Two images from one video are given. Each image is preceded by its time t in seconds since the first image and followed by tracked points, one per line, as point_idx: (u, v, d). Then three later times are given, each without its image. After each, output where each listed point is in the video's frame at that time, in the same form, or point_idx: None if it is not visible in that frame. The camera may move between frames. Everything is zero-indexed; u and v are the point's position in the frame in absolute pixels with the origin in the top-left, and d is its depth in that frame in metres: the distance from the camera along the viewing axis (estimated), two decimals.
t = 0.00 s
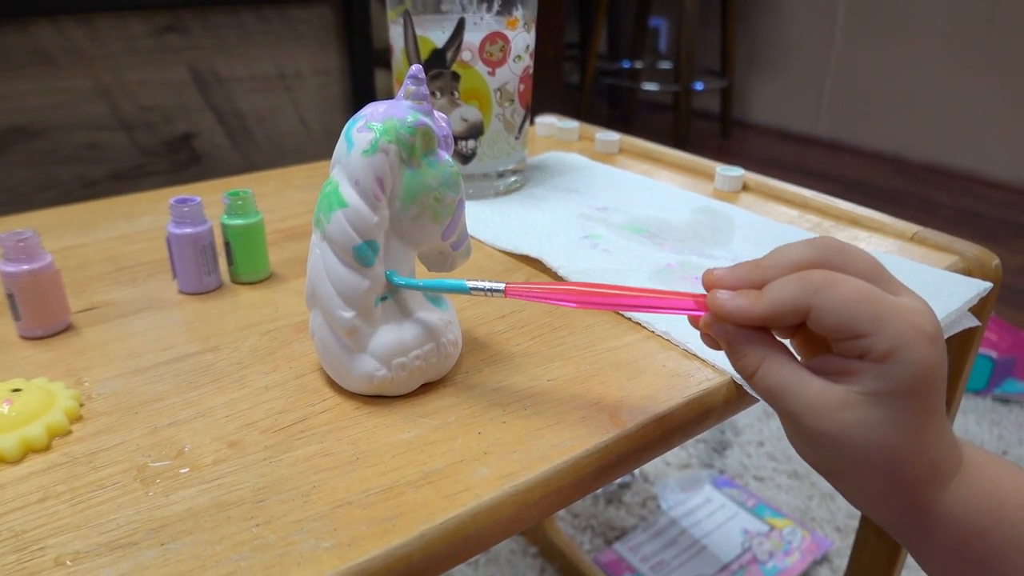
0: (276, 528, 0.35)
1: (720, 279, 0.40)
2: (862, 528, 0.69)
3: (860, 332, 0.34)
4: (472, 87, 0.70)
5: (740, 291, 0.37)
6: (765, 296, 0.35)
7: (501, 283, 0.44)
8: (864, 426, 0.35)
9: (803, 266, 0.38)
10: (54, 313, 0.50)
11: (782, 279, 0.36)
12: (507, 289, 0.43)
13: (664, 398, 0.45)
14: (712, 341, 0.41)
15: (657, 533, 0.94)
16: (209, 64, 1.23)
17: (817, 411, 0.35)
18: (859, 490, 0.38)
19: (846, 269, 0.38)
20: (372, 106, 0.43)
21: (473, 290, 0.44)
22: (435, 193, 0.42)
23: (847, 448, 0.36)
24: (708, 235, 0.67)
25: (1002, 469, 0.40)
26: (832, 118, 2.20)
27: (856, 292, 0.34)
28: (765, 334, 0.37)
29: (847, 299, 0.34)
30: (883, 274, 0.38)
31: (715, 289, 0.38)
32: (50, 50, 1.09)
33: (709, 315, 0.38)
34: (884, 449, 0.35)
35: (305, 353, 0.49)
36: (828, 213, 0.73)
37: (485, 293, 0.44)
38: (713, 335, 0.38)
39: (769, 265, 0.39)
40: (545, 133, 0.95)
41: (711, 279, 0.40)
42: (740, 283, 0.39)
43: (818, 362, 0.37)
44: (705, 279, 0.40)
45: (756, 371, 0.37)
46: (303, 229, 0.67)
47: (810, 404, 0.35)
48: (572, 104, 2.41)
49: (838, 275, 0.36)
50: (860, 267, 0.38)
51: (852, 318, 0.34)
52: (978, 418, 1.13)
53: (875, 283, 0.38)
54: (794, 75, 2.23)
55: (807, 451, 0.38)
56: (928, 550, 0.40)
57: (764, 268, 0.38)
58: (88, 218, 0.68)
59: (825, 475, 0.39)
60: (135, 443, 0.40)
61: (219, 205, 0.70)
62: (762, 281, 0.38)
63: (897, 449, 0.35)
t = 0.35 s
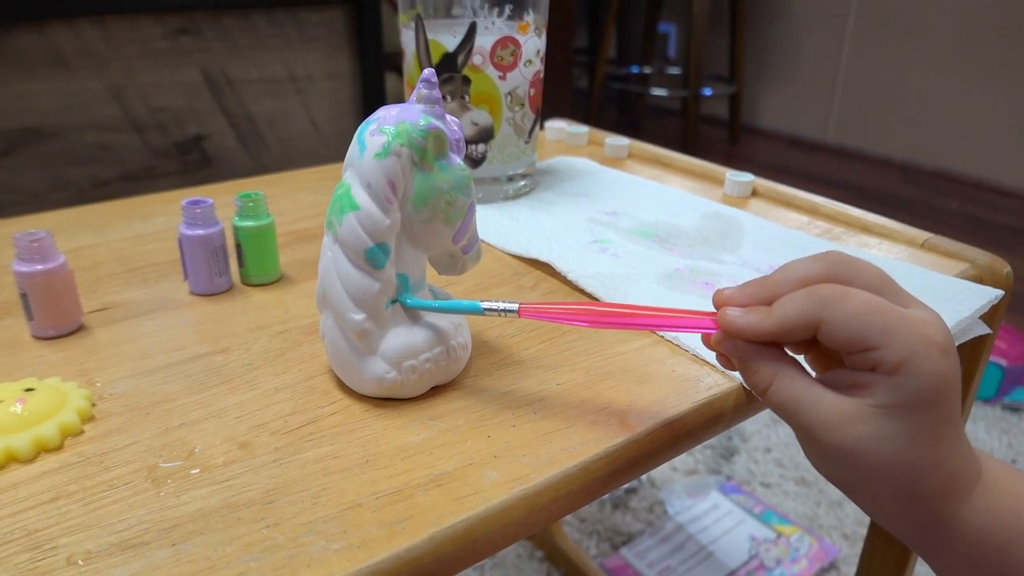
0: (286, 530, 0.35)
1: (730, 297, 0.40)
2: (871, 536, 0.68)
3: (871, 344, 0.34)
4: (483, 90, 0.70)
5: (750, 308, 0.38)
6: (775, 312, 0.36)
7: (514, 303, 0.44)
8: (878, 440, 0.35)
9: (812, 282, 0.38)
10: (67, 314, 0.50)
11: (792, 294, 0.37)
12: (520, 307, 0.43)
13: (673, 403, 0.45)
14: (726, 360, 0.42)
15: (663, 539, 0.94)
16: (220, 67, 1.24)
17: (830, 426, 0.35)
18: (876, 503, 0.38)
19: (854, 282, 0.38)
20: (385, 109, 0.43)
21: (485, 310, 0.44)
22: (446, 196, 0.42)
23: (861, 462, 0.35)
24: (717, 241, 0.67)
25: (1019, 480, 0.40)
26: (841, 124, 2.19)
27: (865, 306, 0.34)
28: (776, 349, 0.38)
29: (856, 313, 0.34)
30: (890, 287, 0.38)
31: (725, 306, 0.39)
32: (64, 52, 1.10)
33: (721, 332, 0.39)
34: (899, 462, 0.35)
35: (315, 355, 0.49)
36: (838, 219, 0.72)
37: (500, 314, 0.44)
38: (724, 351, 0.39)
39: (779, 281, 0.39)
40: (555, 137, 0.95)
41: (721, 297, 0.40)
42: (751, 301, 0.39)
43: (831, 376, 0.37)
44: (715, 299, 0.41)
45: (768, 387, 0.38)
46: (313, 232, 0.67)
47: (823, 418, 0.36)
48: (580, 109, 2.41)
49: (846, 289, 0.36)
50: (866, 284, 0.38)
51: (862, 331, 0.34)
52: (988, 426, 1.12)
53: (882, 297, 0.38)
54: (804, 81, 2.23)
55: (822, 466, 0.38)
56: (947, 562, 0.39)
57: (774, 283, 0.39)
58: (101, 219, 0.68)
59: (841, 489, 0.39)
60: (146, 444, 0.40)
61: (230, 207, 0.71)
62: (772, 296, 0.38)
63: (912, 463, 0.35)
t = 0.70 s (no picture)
0: (289, 534, 0.35)
1: (745, 291, 0.40)
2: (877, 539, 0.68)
3: (886, 342, 0.34)
4: (487, 93, 0.70)
5: (764, 303, 0.37)
6: (790, 307, 0.36)
7: (527, 299, 0.44)
8: (890, 438, 0.35)
9: (826, 278, 0.38)
10: (72, 317, 0.50)
11: (806, 289, 0.36)
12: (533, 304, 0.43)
13: (677, 406, 0.45)
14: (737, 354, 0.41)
15: (668, 541, 0.94)
16: (227, 70, 1.24)
17: (843, 423, 0.35)
18: (886, 501, 0.38)
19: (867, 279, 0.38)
20: (389, 114, 0.43)
21: (499, 306, 0.44)
22: (450, 201, 0.42)
23: (873, 459, 0.35)
24: (722, 244, 0.67)
25: None
26: (848, 126, 2.18)
27: (881, 303, 0.34)
28: (790, 345, 0.37)
29: (872, 310, 0.34)
30: (907, 284, 0.38)
31: (739, 300, 0.39)
32: (72, 56, 1.11)
33: (734, 327, 0.38)
34: (910, 461, 0.35)
35: (319, 358, 0.49)
36: (845, 222, 0.72)
37: (512, 310, 0.44)
38: (737, 346, 0.39)
39: (793, 277, 0.39)
40: (560, 140, 0.95)
41: (736, 291, 0.40)
42: (765, 296, 0.39)
43: (843, 373, 0.37)
44: (728, 293, 0.41)
45: (779, 382, 0.37)
46: (318, 235, 0.67)
47: (835, 415, 0.35)
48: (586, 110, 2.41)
49: (861, 286, 0.35)
50: (881, 279, 0.38)
51: (877, 328, 0.34)
52: (996, 429, 1.12)
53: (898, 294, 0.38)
54: (810, 82, 2.22)
55: (832, 462, 0.38)
56: (956, 562, 0.39)
57: (788, 279, 0.39)
58: (106, 222, 0.68)
59: (851, 486, 0.38)
60: (150, 447, 0.40)
61: (236, 210, 0.71)
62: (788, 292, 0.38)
63: (923, 461, 0.35)
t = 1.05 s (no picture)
0: (293, 537, 0.35)
1: (759, 277, 0.40)
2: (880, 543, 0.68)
3: (900, 333, 0.34)
4: (491, 95, 0.70)
5: (778, 290, 0.38)
6: (804, 295, 0.36)
7: (539, 279, 0.44)
8: (899, 429, 0.35)
9: (843, 267, 0.38)
10: (77, 319, 0.51)
11: (820, 279, 0.37)
12: (547, 283, 0.44)
13: (681, 409, 0.45)
14: (748, 341, 0.42)
15: (671, 543, 0.94)
16: (231, 71, 1.25)
17: (853, 412, 0.35)
18: (892, 494, 0.38)
19: (884, 270, 0.38)
20: (392, 118, 0.43)
21: (513, 285, 0.44)
22: (453, 204, 0.43)
23: (882, 450, 0.35)
24: (726, 246, 0.67)
25: None
26: (852, 127, 2.18)
27: (896, 294, 0.34)
28: (802, 333, 0.37)
29: (887, 300, 0.34)
30: (923, 277, 0.38)
31: (753, 287, 0.39)
32: (77, 57, 1.11)
33: (747, 313, 0.38)
34: (919, 453, 0.35)
35: (323, 361, 0.49)
36: (848, 224, 0.72)
37: (526, 289, 0.44)
38: (749, 332, 0.39)
39: (808, 265, 0.39)
40: (563, 141, 0.95)
41: (750, 277, 0.40)
42: (780, 283, 0.39)
43: (854, 363, 0.37)
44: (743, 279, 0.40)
45: (790, 370, 0.37)
46: (322, 237, 0.68)
47: (846, 404, 0.35)
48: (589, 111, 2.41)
49: (876, 276, 0.36)
50: (898, 270, 0.38)
51: (892, 319, 0.34)
52: (1001, 432, 1.11)
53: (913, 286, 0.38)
54: (814, 83, 2.21)
55: (840, 453, 0.38)
56: (959, 558, 0.39)
57: (803, 269, 0.39)
58: (111, 224, 0.68)
59: (858, 478, 0.38)
60: (154, 449, 0.41)
61: (240, 212, 0.71)
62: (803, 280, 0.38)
63: (932, 454, 0.35)
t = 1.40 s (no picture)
0: (295, 539, 0.35)
1: (760, 284, 0.40)
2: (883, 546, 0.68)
3: (902, 341, 0.34)
4: (494, 97, 0.70)
5: (778, 298, 0.37)
6: (806, 303, 0.35)
7: (540, 282, 0.44)
8: (901, 436, 0.35)
9: (845, 275, 0.38)
10: (80, 321, 0.51)
11: (821, 286, 0.36)
12: (546, 286, 0.44)
13: (682, 413, 0.45)
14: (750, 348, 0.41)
15: (673, 545, 0.94)
16: (234, 73, 1.25)
17: (855, 420, 0.35)
18: (895, 501, 0.38)
19: (886, 277, 0.38)
20: (395, 120, 0.43)
21: (512, 287, 0.44)
22: (456, 206, 0.43)
23: (884, 458, 0.35)
24: (728, 248, 0.67)
25: None
26: (855, 129, 2.17)
27: (898, 303, 0.34)
28: (803, 341, 0.37)
29: (889, 309, 0.34)
30: (926, 284, 0.38)
31: (754, 295, 0.39)
32: (80, 59, 1.11)
33: (748, 320, 0.38)
34: (921, 460, 0.35)
35: (326, 363, 0.49)
36: (851, 226, 0.72)
37: (526, 292, 0.44)
38: (749, 340, 0.38)
39: (810, 272, 0.39)
40: (566, 143, 0.95)
41: (751, 284, 0.40)
42: (781, 290, 0.39)
43: (856, 370, 0.37)
44: (744, 285, 0.41)
45: (791, 378, 0.37)
46: (324, 238, 0.68)
47: (847, 412, 0.35)
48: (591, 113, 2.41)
49: (878, 284, 0.36)
50: (900, 277, 0.38)
51: (894, 327, 0.34)
52: (1004, 435, 1.11)
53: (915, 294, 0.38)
54: (817, 85, 2.21)
55: (842, 460, 0.38)
56: (961, 564, 0.39)
57: (804, 275, 0.39)
58: (114, 226, 0.69)
59: (860, 485, 0.38)
60: (157, 452, 0.41)
61: (243, 214, 0.71)
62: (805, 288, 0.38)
63: (934, 461, 0.35)
